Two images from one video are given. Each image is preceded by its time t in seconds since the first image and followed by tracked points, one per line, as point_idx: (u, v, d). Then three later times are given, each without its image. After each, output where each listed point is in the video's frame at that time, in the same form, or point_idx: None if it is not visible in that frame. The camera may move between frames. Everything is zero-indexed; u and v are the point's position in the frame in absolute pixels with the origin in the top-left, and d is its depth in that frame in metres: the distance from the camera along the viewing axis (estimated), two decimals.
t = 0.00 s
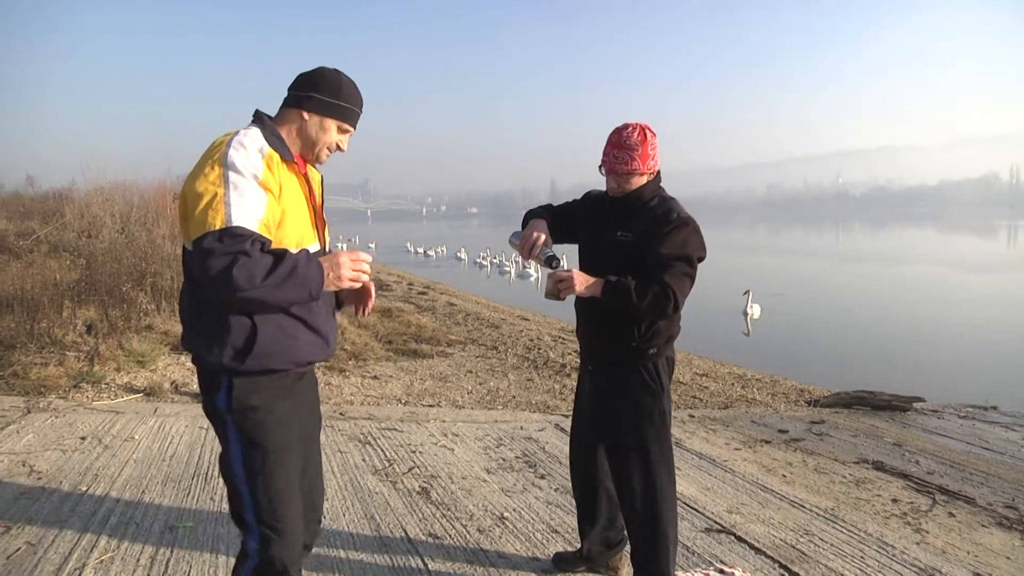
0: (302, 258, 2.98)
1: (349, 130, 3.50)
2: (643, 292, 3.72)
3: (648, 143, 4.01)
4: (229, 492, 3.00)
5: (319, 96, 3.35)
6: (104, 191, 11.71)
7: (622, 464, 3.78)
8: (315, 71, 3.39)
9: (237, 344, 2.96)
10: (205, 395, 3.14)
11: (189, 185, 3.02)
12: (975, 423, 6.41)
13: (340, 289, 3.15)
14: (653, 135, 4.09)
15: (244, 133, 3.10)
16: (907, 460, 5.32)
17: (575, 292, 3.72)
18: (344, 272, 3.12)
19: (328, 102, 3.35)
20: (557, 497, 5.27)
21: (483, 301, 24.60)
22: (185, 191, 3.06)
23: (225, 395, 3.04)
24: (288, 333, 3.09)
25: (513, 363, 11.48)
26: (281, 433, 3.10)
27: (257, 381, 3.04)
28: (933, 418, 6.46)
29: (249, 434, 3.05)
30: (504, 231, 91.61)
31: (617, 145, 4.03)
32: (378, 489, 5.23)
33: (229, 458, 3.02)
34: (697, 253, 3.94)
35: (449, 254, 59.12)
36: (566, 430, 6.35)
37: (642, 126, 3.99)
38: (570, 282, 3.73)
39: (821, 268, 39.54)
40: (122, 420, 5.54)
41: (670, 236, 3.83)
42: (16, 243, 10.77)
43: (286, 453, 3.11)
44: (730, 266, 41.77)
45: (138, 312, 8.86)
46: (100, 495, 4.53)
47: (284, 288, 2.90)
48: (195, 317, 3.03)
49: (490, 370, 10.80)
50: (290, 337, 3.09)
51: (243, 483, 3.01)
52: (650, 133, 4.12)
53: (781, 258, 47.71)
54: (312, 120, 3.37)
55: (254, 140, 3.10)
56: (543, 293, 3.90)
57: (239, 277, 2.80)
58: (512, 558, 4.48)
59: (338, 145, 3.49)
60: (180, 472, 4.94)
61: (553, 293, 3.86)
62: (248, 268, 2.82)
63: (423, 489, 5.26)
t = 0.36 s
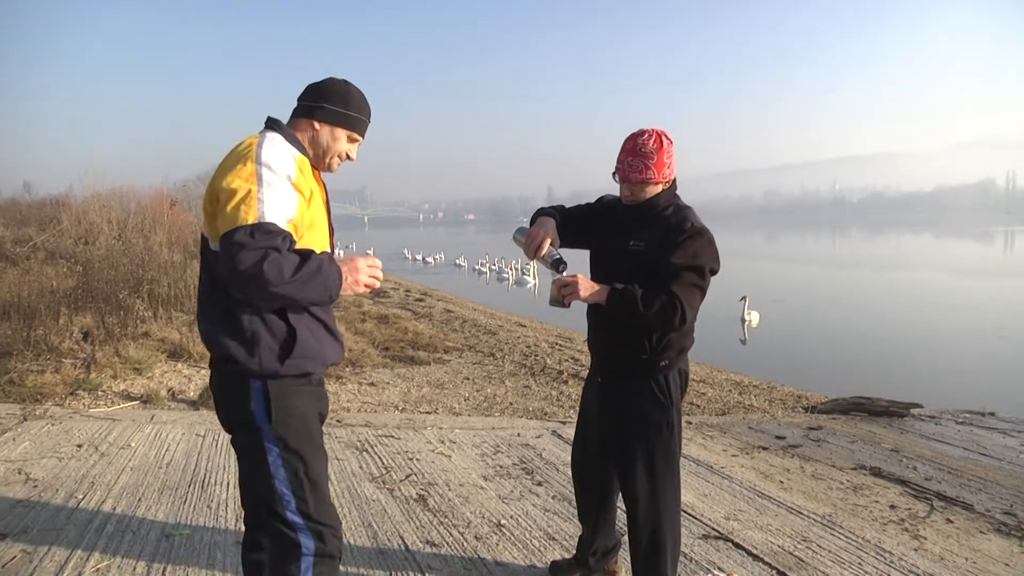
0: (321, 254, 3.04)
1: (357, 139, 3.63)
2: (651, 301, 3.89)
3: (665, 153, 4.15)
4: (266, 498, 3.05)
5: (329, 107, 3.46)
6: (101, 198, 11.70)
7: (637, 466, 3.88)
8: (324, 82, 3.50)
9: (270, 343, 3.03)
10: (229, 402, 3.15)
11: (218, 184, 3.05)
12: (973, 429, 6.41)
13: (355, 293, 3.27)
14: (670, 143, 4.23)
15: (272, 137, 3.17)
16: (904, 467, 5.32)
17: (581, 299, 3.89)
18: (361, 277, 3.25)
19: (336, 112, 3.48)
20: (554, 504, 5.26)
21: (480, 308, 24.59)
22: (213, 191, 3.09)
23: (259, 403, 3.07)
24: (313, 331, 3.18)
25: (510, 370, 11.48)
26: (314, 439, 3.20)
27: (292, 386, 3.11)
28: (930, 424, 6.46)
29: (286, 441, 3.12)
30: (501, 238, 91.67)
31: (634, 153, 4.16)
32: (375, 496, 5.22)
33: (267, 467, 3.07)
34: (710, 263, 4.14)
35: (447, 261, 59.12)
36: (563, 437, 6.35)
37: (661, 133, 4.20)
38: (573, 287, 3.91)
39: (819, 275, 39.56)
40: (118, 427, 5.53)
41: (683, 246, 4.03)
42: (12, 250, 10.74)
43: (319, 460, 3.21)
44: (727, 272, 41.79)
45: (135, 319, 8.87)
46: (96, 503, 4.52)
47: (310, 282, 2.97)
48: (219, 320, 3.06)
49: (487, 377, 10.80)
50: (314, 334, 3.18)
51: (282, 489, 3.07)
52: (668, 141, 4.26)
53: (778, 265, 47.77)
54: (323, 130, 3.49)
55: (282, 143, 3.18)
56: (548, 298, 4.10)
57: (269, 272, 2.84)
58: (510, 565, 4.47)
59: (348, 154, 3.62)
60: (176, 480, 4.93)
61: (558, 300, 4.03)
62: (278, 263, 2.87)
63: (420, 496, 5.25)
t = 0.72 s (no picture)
0: (358, 270, 3.42)
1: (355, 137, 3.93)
2: (656, 315, 4.00)
3: (676, 163, 4.25)
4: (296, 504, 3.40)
5: (335, 109, 3.75)
6: (96, 206, 11.65)
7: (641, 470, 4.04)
8: (329, 83, 3.73)
9: (318, 361, 3.40)
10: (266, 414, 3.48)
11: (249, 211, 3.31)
12: (975, 438, 6.37)
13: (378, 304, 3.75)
14: (681, 152, 4.32)
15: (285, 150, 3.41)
16: (906, 476, 5.27)
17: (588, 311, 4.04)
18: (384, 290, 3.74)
19: (341, 113, 3.77)
20: (552, 514, 5.22)
21: (478, 317, 24.51)
22: (241, 216, 3.34)
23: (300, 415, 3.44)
24: (351, 341, 3.57)
25: (508, 379, 11.43)
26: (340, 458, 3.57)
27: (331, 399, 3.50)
28: (932, 432, 6.42)
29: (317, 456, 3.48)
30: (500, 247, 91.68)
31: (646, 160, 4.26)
32: (372, 506, 5.18)
33: (301, 473, 3.42)
34: (716, 278, 4.26)
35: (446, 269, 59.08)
36: (561, 446, 6.31)
37: (674, 143, 4.29)
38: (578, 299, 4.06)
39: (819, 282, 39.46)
40: (113, 437, 5.49)
41: (692, 260, 4.15)
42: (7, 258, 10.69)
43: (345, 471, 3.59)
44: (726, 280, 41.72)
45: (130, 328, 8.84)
46: (90, 514, 4.48)
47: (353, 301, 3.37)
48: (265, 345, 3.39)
49: (484, 386, 10.75)
50: (353, 345, 3.57)
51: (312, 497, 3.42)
52: (679, 149, 4.34)
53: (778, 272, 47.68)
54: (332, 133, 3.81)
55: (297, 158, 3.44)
56: (550, 310, 4.19)
57: (322, 301, 3.24)
58: (508, 575, 4.43)
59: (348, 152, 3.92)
60: (172, 490, 4.89)
61: (563, 311, 4.17)
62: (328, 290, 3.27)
63: (417, 506, 5.21)
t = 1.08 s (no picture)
0: (378, 281, 3.52)
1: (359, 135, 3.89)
2: (658, 325, 3.90)
3: (682, 169, 4.13)
4: (302, 517, 3.44)
5: (340, 111, 3.70)
6: (85, 211, 11.50)
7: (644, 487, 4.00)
8: (331, 84, 3.69)
9: (337, 374, 3.46)
10: (275, 425, 3.50)
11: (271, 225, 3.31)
12: (989, 449, 6.22)
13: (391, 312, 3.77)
14: (688, 158, 4.21)
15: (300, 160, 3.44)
16: (917, 488, 5.13)
17: (591, 320, 3.91)
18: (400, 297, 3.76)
19: (345, 114, 3.74)
20: (552, 527, 5.07)
21: (475, 324, 24.36)
22: (261, 228, 3.33)
23: (311, 427, 3.47)
24: (364, 353, 3.64)
25: (506, 388, 11.28)
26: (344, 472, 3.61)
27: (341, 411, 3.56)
28: (944, 444, 6.27)
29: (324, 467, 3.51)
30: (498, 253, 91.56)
31: (650, 165, 4.17)
32: (367, 519, 5.03)
33: (309, 485, 3.47)
34: (722, 286, 4.12)
35: (444, 276, 58.91)
36: (561, 457, 6.16)
37: (681, 148, 4.17)
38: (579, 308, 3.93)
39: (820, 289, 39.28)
40: (100, 447, 5.34)
41: (696, 269, 4.02)
42: None
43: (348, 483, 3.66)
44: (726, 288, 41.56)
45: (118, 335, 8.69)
46: (74, 527, 4.33)
47: (376, 313, 3.47)
48: (284, 358, 3.40)
49: (483, 395, 10.60)
50: (365, 357, 3.65)
51: (318, 509, 3.48)
52: (687, 156, 4.23)
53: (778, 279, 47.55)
54: (337, 136, 3.79)
55: (310, 167, 3.48)
56: (551, 317, 4.04)
57: (352, 314, 3.32)
58: None
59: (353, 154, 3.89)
60: (160, 503, 4.74)
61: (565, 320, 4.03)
62: (356, 303, 3.35)
63: (414, 519, 5.06)
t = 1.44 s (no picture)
0: (359, 285, 3.55)
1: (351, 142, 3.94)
2: (655, 329, 3.80)
3: (681, 170, 4.04)
4: (288, 521, 3.45)
5: (331, 117, 3.74)
6: (71, 217, 11.32)
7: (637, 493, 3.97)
8: (321, 90, 3.73)
9: (318, 376, 3.51)
10: (260, 427, 3.55)
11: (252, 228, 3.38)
12: (1003, 460, 6.07)
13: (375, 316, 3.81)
14: (689, 160, 4.11)
15: (284, 163, 3.49)
16: (928, 500, 4.98)
17: (585, 324, 3.78)
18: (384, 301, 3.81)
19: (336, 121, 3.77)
20: (552, 539, 4.92)
21: (473, 331, 24.18)
22: (244, 230, 3.41)
23: (295, 430, 3.51)
24: (348, 356, 3.69)
25: (505, 396, 11.13)
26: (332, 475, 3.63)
27: (326, 414, 3.60)
28: (956, 454, 6.13)
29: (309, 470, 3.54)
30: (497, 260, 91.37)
31: (649, 167, 4.09)
32: (361, 532, 4.88)
33: (294, 488, 3.50)
34: (723, 291, 3.99)
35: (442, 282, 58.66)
36: (561, 467, 6.01)
37: (682, 149, 4.06)
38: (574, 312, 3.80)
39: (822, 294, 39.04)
40: (84, 459, 5.20)
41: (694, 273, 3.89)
42: None
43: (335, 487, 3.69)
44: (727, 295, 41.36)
45: (105, 343, 8.54)
46: (57, 543, 4.17)
47: (358, 316, 3.51)
48: (266, 360, 3.46)
49: (480, 404, 10.44)
50: (350, 360, 3.69)
51: (304, 512, 3.50)
52: (689, 158, 4.13)
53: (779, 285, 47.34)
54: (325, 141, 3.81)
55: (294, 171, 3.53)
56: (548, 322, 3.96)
57: (330, 317, 3.35)
58: None
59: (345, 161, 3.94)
60: (147, 516, 4.59)
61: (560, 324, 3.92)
62: (335, 306, 3.38)
63: (410, 531, 4.91)
